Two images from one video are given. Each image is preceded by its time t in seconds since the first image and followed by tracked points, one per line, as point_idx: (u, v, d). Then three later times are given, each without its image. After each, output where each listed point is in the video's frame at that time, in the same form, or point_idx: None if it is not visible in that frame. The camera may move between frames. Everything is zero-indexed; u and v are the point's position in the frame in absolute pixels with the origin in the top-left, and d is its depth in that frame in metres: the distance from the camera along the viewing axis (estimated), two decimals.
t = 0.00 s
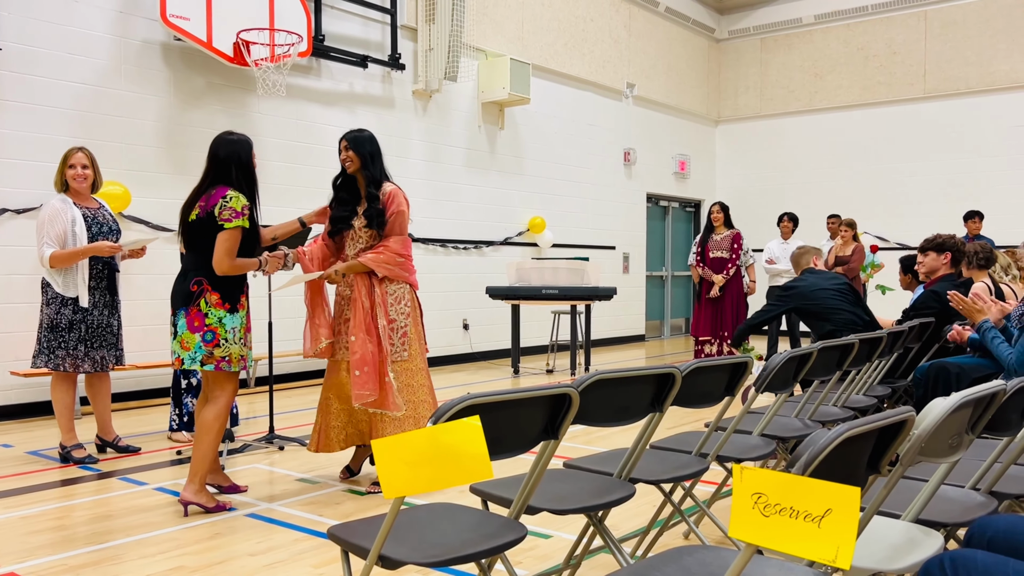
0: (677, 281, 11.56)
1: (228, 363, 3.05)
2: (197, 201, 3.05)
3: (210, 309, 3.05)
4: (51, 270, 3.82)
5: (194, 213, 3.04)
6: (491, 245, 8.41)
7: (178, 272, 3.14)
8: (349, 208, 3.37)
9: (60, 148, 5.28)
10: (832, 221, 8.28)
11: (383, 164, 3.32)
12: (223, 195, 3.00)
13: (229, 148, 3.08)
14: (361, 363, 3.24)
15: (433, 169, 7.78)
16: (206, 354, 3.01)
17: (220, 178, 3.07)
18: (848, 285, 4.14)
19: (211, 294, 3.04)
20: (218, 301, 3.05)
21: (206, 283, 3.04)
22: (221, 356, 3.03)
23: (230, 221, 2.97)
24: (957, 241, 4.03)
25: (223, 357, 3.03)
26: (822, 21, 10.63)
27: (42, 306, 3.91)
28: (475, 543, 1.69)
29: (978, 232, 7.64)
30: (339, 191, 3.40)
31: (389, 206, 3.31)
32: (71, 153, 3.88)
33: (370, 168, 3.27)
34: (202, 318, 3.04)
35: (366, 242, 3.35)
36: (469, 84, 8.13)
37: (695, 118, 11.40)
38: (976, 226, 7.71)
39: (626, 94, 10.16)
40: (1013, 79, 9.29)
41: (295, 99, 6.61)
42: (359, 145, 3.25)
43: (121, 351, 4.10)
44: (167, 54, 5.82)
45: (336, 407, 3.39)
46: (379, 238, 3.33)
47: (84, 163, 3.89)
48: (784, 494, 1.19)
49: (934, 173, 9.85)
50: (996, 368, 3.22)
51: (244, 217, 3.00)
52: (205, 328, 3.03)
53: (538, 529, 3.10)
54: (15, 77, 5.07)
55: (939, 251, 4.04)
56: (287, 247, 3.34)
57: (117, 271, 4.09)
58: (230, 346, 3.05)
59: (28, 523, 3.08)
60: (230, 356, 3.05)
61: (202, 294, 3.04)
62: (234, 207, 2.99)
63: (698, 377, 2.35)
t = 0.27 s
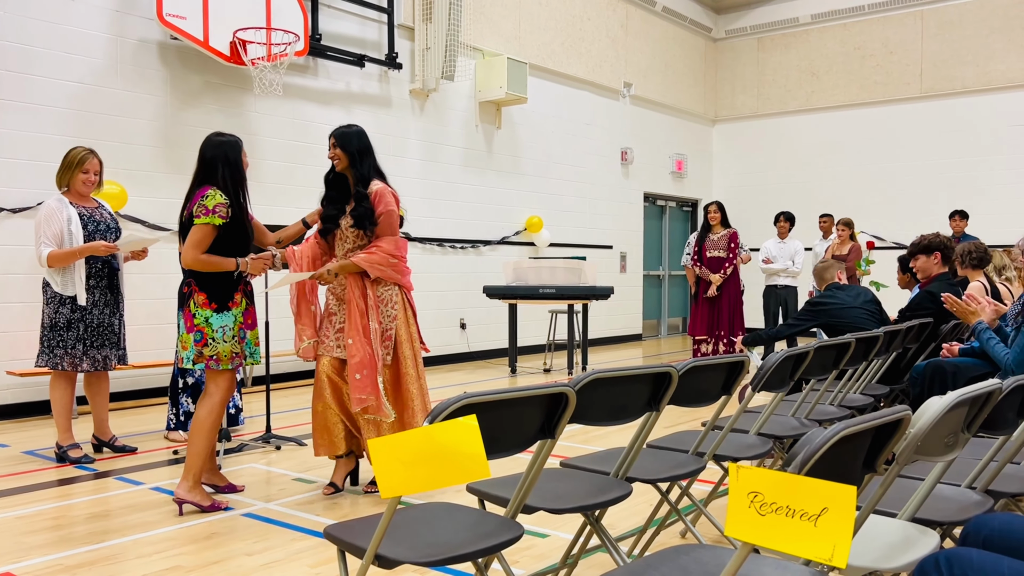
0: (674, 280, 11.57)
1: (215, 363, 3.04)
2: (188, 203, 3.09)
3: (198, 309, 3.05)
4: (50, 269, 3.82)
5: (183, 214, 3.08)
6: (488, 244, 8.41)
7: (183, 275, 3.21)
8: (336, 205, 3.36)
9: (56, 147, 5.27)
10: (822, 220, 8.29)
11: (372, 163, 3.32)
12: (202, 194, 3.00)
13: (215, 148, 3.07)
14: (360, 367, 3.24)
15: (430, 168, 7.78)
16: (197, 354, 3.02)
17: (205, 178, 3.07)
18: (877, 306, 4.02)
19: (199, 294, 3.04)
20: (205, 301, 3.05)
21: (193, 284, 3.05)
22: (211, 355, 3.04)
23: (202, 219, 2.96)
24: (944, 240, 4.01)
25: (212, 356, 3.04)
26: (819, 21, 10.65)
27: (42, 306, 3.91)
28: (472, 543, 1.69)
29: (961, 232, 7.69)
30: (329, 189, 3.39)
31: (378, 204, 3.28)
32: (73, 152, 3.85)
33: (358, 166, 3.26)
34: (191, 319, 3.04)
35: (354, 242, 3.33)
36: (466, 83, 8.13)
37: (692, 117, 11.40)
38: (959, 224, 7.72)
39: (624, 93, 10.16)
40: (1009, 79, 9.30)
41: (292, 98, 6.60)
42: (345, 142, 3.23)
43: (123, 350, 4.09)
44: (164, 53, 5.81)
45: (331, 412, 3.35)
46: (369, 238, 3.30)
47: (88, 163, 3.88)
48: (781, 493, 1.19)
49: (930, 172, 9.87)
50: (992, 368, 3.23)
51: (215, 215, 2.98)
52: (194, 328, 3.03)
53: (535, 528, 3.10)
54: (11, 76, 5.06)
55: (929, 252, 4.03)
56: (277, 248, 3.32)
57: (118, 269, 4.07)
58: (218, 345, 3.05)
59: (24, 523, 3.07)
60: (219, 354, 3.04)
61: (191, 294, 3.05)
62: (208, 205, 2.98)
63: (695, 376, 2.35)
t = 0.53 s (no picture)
0: (671, 279, 11.57)
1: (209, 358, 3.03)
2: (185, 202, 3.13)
3: (191, 306, 3.07)
4: (50, 268, 3.82)
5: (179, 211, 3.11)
6: (485, 243, 8.40)
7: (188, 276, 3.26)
8: (302, 214, 3.05)
9: (52, 146, 5.26)
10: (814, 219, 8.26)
11: (340, 167, 3.04)
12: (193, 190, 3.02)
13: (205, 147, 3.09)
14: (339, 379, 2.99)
15: (427, 167, 7.77)
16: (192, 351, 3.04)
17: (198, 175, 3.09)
18: (892, 308, 4.00)
19: (192, 292, 3.07)
20: (198, 298, 3.06)
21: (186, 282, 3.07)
22: (204, 351, 3.03)
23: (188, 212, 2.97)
24: (935, 240, 3.95)
25: (205, 351, 3.03)
26: (816, 20, 10.65)
27: (42, 304, 3.92)
28: (468, 542, 1.69)
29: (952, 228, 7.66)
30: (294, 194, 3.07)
31: (344, 210, 3.00)
32: (79, 153, 3.84)
33: (323, 171, 2.99)
34: (186, 317, 3.07)
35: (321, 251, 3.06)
36: (464, 82, 8.12)
37: (689, 116, 11.41)
38: (948, 224, 7.66)
39: (621, 93, 10.16)
40: (1007, 78, 9.31)
41: (289, 97, 6.60)
42: (311, 144, 2.96)
43: (126, 349, 4.09)
44: (161, 51, 5.80)
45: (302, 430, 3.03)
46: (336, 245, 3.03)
47: (97, 166, 3.87)
48: (776, 492, 1.19)
49: (927, 171, 9.88)
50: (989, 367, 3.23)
51: (200, 209, 2.97)
52: (188, 325, 3.05)
53: (532, 528, 3.10)
54: (7, 74, 5.04)
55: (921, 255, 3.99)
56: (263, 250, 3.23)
57: (119, 269, 4.07)
58: (212, 340, 3.02)
59: (21, 522, 3.06)
60: (210, 351, 3.02)
61: (186, 293, 3.08)
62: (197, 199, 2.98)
63: (692, 375, 2.35)
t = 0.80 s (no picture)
0: (670, 278, 11.58)
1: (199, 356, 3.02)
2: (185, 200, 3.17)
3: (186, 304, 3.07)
4: (50, 266, 3.81)
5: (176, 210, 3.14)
6: (484, 242, 8.40)
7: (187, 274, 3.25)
8: (248, 199, 2.94)
9: (50, 144, 5.25)
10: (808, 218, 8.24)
11: (287, 153, 2.96)
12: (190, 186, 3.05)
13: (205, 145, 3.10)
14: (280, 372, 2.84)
15: (426, 165, 7.76)
16: (188, 348, 3.04)
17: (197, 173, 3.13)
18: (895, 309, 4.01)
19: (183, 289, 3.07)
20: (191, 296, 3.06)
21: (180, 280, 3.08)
22: (199, 349, 3.03)
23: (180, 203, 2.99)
24: (933, 237, 3.96)
25: (198, 349, 3.02)
26: (815, 19, 10.65)
27: (41, 302, 3.91)
28: (467, 539, 1.69)
29: (951, 228, 7.64)
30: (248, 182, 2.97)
31: (289, 194, 2.90)
32: (87, 152, 3.82)
33: (268, 156, 2.92)
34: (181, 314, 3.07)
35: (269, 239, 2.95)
36: (462, 80, 8.12)
37: (688, 115, 11.41)
38: (948, 223, 7.65)
39: (620, 91, 10.16)
40: (1005, 77, 9.32)
41: (287, 95, 6.59)
42: (257, 127, 2.90)
43: (126, 347, 4.09)
44: (159, 49, 5.79)
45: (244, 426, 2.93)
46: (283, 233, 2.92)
47: (104, 166, 3.87)
48: (775, 489, 1.20)
49: (925, 170, 9.89)
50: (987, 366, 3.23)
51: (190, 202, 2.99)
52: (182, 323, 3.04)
53: (531, 526, 3.10)
54: (5, 71, 5.03)
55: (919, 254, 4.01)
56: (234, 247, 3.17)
57: (119, 267, 4.07)
58: (206, 339, 3.03)
59: (20, 520, 3.06)
60: (203, 348, 3.02)
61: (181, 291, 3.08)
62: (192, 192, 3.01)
63: (691, 373, 2.35)
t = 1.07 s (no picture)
0: (669, 276, 11.59)
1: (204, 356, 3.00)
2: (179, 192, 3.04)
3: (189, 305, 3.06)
4: (50, 265, 3.82)
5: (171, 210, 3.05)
6: (483, 240, 8.40)
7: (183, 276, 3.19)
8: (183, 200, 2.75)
9: (49, 142, 5.24)
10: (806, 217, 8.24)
11: (222, 151, 2.75)
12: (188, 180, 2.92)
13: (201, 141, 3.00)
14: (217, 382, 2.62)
15: (425, 163, 7.76)
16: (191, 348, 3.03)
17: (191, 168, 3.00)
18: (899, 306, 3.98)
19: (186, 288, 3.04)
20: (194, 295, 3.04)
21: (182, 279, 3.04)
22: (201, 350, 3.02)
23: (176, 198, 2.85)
24: (930, 236, 3.95)
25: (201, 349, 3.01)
26: (814, 17, 10.66)
27: (41, 301, 3.92)
28: (466, 538, 1.69)
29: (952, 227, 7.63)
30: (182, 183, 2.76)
31: (222, 194, 2.69)
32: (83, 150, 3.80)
33: (200, 153, 2.69)
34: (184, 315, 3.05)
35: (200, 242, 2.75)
36: (462, 79, 8.11)
37: (687, 114, 11.42)
38: (949, 223, 7.65)
39: (619, 89, 10.15)
40: (1004, 76, 9.32)
41: (287, 93, 6.58)
42: (188, 125, 2.67)
43: (123, 347, 4.09)
44: (158, 47, 5.79)
45: (152, 438, 2.66)
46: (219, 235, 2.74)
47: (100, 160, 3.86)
48: (774, 487, 1.20)
49: (924, 169, 9.90)
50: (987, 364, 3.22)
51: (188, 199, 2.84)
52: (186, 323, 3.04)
53: (530, 524, 3.10)
54: (3, 68, 5.02)
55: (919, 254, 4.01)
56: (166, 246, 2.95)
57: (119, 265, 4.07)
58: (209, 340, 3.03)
59: (18, 518, 3.06)
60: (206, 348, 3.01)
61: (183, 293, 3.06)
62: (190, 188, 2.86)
63: (691, 371, 2.35)
